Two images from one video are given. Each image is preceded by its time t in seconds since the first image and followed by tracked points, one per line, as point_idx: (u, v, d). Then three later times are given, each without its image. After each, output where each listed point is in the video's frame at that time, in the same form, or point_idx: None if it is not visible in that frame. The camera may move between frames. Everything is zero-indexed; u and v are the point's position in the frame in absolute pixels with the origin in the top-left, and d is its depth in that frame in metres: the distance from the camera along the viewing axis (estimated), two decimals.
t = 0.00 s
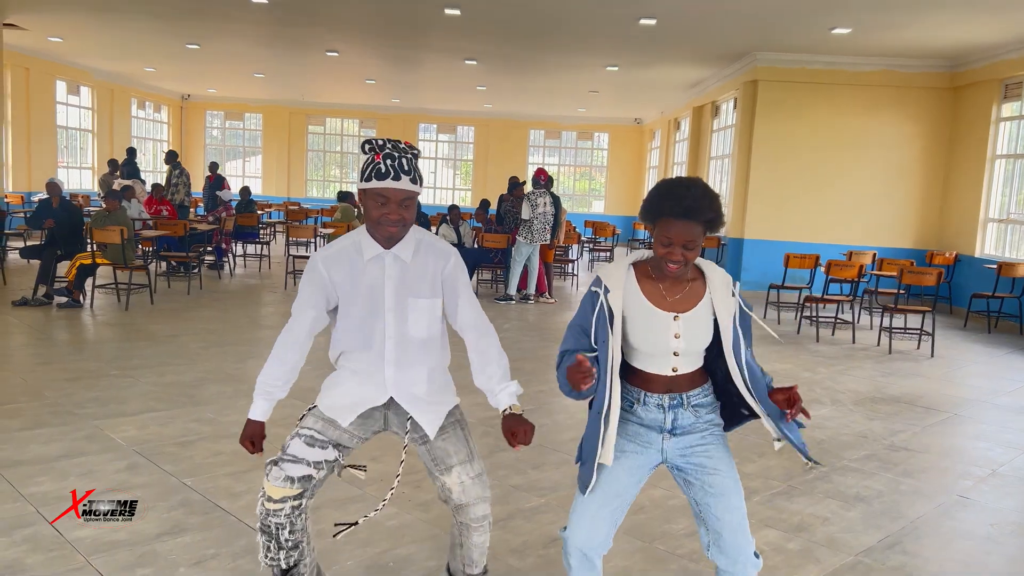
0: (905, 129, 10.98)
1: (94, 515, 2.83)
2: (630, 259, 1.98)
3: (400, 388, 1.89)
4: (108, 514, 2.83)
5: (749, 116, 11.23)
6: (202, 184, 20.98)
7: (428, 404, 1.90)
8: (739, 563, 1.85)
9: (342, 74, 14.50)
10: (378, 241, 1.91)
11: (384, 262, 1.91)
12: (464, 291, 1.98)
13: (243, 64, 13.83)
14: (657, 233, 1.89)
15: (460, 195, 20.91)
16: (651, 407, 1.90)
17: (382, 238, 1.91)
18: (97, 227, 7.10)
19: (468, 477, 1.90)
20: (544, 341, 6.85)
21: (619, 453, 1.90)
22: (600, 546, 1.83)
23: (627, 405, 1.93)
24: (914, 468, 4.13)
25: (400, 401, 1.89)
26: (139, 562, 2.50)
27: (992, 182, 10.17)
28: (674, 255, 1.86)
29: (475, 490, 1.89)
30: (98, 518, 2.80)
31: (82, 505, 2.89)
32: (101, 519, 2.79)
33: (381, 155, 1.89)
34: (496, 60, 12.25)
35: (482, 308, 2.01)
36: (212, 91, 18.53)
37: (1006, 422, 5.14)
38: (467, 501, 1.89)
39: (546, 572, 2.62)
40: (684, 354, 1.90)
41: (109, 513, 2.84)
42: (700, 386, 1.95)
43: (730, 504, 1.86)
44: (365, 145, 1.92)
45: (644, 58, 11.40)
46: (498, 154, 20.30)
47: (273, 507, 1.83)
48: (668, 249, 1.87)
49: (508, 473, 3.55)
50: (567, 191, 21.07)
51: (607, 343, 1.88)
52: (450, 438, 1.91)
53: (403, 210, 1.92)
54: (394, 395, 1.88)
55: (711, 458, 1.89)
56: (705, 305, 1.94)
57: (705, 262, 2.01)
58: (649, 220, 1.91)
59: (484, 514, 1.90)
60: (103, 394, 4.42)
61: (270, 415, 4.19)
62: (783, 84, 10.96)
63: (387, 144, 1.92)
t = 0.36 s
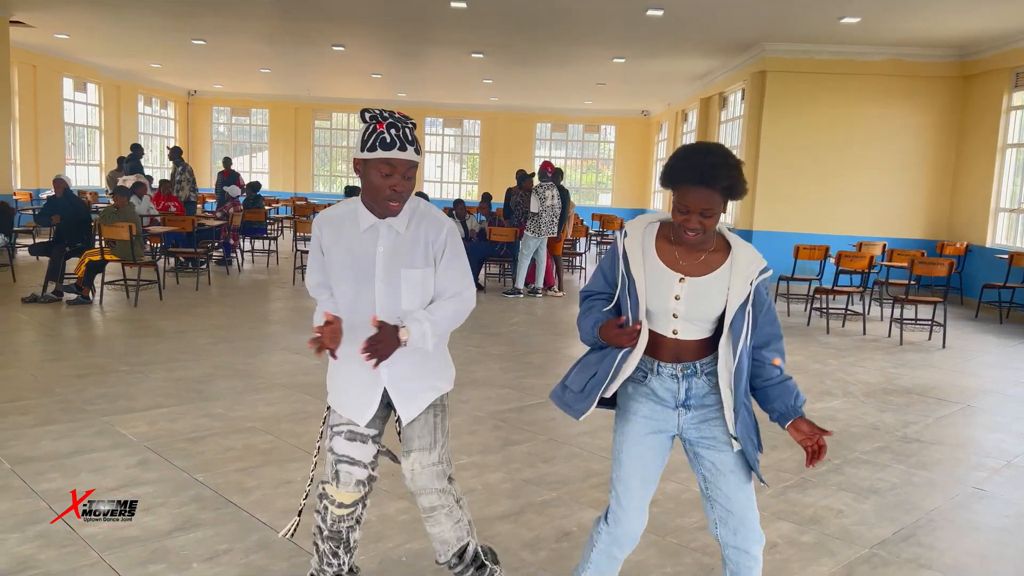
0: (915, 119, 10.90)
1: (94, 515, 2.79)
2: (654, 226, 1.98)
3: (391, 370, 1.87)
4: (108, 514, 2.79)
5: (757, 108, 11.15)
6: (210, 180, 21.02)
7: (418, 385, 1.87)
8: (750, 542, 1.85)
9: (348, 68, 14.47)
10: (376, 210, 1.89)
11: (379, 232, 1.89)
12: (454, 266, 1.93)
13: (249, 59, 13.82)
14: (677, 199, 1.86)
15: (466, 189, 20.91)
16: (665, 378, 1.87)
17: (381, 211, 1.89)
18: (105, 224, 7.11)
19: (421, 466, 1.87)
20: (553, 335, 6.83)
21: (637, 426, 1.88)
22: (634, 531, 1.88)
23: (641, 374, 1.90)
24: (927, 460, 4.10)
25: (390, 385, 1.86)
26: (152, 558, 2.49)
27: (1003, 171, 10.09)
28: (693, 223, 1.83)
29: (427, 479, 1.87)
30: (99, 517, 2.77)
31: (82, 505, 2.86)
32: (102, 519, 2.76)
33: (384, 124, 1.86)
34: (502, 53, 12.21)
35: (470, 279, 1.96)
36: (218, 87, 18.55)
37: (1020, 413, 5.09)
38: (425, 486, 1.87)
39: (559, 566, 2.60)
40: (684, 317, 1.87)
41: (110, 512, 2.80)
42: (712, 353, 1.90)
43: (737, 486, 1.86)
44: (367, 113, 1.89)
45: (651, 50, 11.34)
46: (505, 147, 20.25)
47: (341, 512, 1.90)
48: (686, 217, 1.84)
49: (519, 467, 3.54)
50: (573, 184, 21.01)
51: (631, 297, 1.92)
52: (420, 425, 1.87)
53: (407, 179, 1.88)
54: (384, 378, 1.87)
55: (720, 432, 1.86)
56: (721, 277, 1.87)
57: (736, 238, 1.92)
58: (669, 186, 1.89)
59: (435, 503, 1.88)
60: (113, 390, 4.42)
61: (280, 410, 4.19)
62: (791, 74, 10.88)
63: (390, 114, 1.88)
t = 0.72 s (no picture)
0: (924, 110, 10.81)
1: (94, 515, 2.76)
2: (657, 230, 1.94)
3: (396, 404, 1.84)
4: (108, 513, 2.76)
5: (764, 100, 11.08)
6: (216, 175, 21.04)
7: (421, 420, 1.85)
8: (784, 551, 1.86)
9: (353, 62, 14.42)
10: (391, 252, 1.86)
11: (395, 273, 1.86)
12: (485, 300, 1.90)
13: (253, 54, 13.80)
14: (686, 205, 1.83)
15: (472, 182, 20.87)
16: (692, 383, 1.86)
17: (397, 254, 1.85)
18: (111, 219, 7.11)
19: (463, 485, 1.81)
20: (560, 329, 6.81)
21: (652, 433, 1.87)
22: (638, 527, 1.83)
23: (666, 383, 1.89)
24: (939, 454, 4.06)
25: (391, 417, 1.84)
26: (161, 555, 2.48)
27: (1014, 162, 10.00)
28: (712, 228, 1.81)
29: (471, 499, 1.79)
30: (98, 518, 2.73)
31: (82, 505, 2.82)
32: (101, 519, 2.72)
33: (402, 172, 1.85)
34: (508, 46, 12.15)
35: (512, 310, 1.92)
36: (223, 82, 18.54)
37: None
38: (470, 509, 1.78)
39: (570, 562, 2.59)
40: (717, 317, 1.86)
41: (110, 512, 2.77)
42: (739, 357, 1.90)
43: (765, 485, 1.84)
44: (383, 162, 1.88)
45: (657, 41, 11.26)
46: (510, 141, 20.19)
47: (267, 503, 1.84)
48: (698, 223, 1.81)
49: (528, 462, 3.52)
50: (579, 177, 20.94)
51: (642, 324, 1.91)
52: (448, 447, 1.84)
53: (424, 226, 1.86)
54: (392, 410, 1.84)
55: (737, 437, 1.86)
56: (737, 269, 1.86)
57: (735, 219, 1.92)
58: (678, 193, 1.85)
59: (479, 526, 1.77)
60: (121, 386, 4.42)
61: (288, 406, 4.18)
62: (799, 66, 10.80)
63: (407, 162, 1.88)
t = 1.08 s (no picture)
0: (930, 105, 10.77)
1: (94, 515, 2.73)
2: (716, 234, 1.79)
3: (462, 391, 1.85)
4: (108, 514, 2.73)
5: (769, 95, 11.03)
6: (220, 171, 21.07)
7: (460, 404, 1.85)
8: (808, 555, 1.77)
9: (358, 59, 14.40)
10: (469, 253, 1.83)
11: (474, 274, 1.85)
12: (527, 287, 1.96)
13: (258, 50, 13.80)
14: (762, 223, 1.72)
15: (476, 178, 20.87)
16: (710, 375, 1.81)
17: (477, 255, 1.83)
18: (116, 216, 7.12)
19: (507, 455, 1.87)
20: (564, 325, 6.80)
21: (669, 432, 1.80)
22: (643, 535, 1.81)
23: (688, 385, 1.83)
24: (945, 450, 4.05)
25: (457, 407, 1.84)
26: (167, 551, 2.49)
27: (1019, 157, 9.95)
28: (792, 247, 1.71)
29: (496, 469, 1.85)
30: (97, 517, 2.71)
31: (82, 505, 2.80)
32: (100, 519, 2.70)
33: (479, 176, 1.80)
34: (512, 41, 12.13)
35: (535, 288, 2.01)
36: (227, 78, 18.55)
37: None
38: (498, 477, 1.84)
39: (577, 559, 2.59)
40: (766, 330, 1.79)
41: (109, 512, 2.74)
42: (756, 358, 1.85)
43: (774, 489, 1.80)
44: (456, 165, 1.82)
45: (661, 37, 11.24)
46: (514, 136, 20.15)
47: (292, 498, 1.88)
48: (779, 241, 1.70)
49: (533, 459, 3.53)
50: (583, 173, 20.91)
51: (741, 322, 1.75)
52: (490, 422, 1.89)
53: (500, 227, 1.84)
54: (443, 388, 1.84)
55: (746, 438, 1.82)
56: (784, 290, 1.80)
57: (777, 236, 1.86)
58: (754, 205, 1.73)
59: (527, 492, 1.85)
60: (127, 382, 4.44)
61: (293, 402, 4.19)
62: (804, 61, 10.76)
63: (480, 165, 1.83)
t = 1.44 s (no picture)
0: (935, 102, 10.73)
1: (95, 513, 2.74)
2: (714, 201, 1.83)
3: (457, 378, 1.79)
4: (109, 512, 2.74)
5: (774, 93, 11.01)
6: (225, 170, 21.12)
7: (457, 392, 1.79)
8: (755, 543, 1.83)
9: (363, 57, 14.41)
10: (434, 226, 1.81)
11: (441, 247, 1.81)
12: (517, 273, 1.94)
13: (263, 49, 13.82)
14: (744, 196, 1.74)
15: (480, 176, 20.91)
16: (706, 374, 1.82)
17: (440, 226, 1.81)
18: (122, 214, 7.14)
19: (440, 470, 1.80)
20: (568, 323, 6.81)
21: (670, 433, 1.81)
22: (683, 528, 1.83)
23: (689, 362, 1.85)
24: (949, 449, 4.05)
25: (451, 391, 1.78)
26: (173, 548, 2.51)
27: None
28: (767, 226, 1.71)
29: (444, 483, 1.80)
30: (98, 517, 2.71)
31: (83, 503, 2.80)
32: (101, 519, 2.70)
33: (426, 140, 1.77)
34: (516, 39, 12.12)
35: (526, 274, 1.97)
36: (233, 76, 18.59)
37: None
38: (441, 491, 1.80)
39: (580, 557, 2.59)
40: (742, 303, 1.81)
41: (111, 510, 2.74)
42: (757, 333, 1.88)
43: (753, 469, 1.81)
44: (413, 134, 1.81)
45: (666, 35, 11.22)
46: (519, 134, 20.14)
47: (380, 518, 1.80)
48: (755, 218, 1.72)
49: (537, 457, 3.53)
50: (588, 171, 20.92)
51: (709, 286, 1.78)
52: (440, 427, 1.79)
53: (457, 193, 1.79)
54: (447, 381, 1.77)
55: (749, 418, 1.82)
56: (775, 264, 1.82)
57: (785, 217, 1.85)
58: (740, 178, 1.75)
59: (449, 511, 1.80)
60: (132, 381, 4.45)
61: (297, 400, 4.20)
62: (808, 59, 10.74)
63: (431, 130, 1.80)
